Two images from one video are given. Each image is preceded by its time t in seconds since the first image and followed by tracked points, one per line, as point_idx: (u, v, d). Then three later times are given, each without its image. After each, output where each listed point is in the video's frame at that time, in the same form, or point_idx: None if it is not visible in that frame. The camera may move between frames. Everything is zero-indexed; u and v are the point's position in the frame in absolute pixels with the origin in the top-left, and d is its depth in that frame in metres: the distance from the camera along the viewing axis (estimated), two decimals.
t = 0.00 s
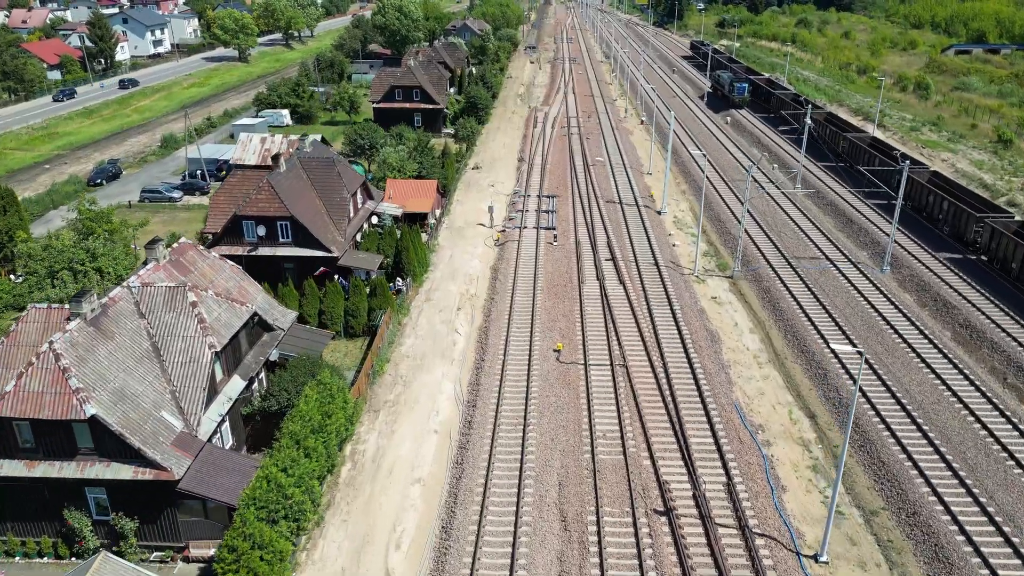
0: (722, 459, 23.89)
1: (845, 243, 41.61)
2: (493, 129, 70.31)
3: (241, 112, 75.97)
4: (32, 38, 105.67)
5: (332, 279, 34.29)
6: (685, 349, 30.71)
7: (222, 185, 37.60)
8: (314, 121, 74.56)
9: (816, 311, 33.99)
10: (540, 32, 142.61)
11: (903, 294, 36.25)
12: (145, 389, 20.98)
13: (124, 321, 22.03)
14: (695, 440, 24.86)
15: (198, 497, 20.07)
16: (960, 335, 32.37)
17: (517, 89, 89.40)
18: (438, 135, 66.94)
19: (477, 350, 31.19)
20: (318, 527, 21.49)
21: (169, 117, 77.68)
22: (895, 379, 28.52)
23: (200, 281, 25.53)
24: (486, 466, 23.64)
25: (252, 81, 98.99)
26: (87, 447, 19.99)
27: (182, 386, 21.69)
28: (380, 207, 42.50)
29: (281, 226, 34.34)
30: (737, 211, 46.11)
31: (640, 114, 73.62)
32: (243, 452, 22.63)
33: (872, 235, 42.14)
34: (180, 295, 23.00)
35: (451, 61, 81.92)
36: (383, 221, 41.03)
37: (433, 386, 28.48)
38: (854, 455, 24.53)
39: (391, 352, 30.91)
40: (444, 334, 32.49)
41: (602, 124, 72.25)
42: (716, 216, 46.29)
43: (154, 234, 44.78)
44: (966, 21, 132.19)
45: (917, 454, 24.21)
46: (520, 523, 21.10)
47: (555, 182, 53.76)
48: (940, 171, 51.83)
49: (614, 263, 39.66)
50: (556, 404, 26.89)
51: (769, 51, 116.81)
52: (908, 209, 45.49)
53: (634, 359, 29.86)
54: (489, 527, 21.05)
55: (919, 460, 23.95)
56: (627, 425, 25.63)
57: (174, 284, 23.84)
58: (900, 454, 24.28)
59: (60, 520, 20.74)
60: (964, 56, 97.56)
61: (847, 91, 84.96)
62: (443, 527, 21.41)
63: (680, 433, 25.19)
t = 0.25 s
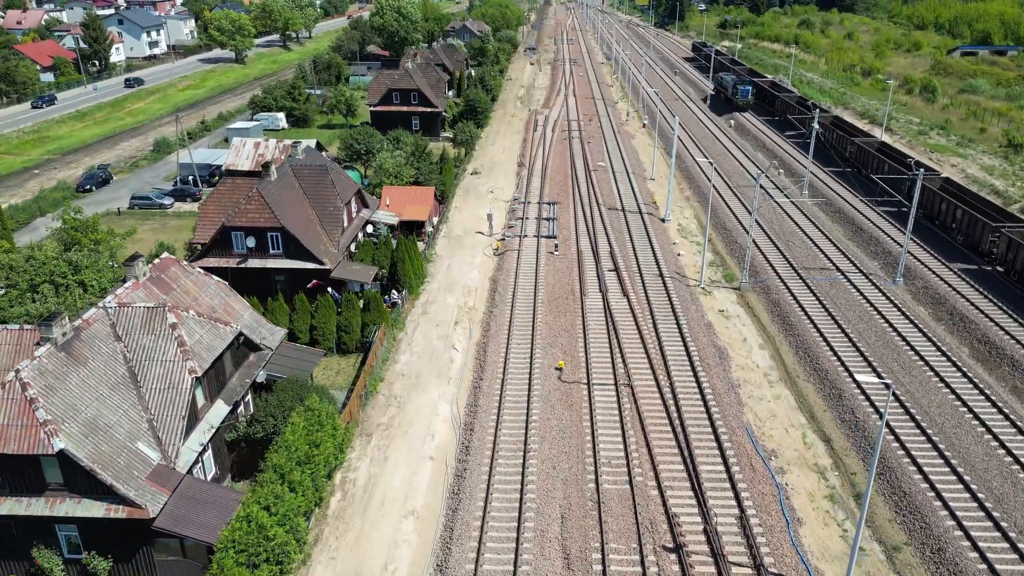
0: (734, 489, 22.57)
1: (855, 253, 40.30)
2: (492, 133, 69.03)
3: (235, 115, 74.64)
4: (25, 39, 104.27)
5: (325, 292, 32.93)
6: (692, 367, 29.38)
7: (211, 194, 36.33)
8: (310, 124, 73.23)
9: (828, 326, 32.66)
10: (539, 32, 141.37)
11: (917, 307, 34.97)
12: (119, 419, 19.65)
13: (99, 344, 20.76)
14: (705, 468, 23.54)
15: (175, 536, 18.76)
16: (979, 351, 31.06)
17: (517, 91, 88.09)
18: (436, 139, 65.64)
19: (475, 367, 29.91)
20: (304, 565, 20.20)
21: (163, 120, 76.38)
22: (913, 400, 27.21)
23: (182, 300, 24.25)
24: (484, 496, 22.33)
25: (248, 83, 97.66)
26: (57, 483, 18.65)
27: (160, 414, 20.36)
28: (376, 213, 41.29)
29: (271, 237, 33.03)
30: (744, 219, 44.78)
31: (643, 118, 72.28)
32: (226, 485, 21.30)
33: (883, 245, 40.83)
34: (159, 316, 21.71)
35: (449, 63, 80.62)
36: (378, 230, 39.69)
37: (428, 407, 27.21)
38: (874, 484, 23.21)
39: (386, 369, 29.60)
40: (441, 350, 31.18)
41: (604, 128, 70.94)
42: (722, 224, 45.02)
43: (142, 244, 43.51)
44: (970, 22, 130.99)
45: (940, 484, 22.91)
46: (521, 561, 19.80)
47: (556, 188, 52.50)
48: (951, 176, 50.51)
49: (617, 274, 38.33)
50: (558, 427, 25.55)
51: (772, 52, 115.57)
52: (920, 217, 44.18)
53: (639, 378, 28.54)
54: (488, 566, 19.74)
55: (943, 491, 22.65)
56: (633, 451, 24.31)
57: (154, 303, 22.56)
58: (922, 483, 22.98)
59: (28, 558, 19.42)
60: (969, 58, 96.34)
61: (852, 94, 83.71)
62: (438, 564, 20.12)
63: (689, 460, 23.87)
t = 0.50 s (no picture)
0: (747, 523, 21.24)
1: (867, 263, 38.97)
2: (492, 137, 67.71)
3: (230, 118, 73.34)
4: (19, 40, 102.91)
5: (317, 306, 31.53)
6: (700, 387, 28.04)
7: (199, 203, 35.09)
8: (306, 128, 71.89)
9: (841, 341, 31.31)
10: (540, 33, 140.03)
11: (932, 321, 33.66)
12: (90, 452, 18.34)
13: (71, 371, 19.47)
14: (716, 499, 22.21)
15: None
16: (999, 369, 29.74)
17: (517, 93, 86.78)
18: (434, 143, 64.35)
19: (473, 386, 28.60)
20: None
21: (156, 123, 75.06)
22: (933, 423, 25.89)
23: (163, 320, 23.00)
24: (482, 531, 21.00)
25: (244, 85, 96.35)
26: (22, 522, 17.35)
27: (135, 445, 19.02)
28: (370, 221, 39.89)
29: (260, 248, 31.69)
30: (751, 227, 43.44)
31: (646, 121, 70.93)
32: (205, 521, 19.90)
33: (894, 255, 39.53)
34: (134, 340, 20.44)
35: (448, 65, 79.31)
36: (374, 240, 38.37)
37: (424, 430, 25.91)
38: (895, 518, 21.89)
39: (379, 389, 28.29)
40: (437, 368, 29.83)
41: (605, 131, 69.64)
42: (728, 232, 43.72)
43: (130, 253, 42.22)
44: (975, 23, 129.72)
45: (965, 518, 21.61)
46: None
47: (557, 195, 51.21)
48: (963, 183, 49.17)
49: (621, 285, 36.99)
50: (560, 453, 24.22)
51: (775, 53, 114.28)
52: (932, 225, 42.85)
53: (645, 399, 27.21)
54: None
55: (969, 526, 21.34)
56: (640, 480, 23.00)
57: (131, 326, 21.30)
58: (947, 517, 21.68)
59: None
60: (976, 59, 95.07)
61: (858, 96, 82.41)
62: None
63: (699, 491, 22.56)
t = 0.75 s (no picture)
0: (763, 561, 19.91)
1: (879, 275, 37.65)
2: (491, 140, 66.40)
3: (225, 121, 72.06)
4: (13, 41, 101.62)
5: (307, 322, 30.21)
6: (709, 408, 26.69)
7: (186, 213, 33.78)
8: (302, 131, 70.60)
9: (855, 358, 30.00)
10: (540, 34, 138.69)
11: (949, 336, 32.34)
12: (56, 491, 17.00)
13: (38, 401, 18.16)
14: (729, 534, 20.89)
15: None
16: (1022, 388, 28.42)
17: (517, 95, 85.50)
18: (432, 147, 63.06)
19: (470, 406, 27.27)
20: None
21: (149, 126, 73.78)
22: (955, 449, 24.59)
23: (141, 342, 21.74)
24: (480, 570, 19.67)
25: (240, 87, 95.04)
26: None
27: (106, 481, 17.71)
28: (367, 230, 38.93)
29: (249, 261, 30.37)
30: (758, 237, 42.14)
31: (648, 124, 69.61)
32: (181, 562, 18.59)
33: (907, 266, 38.24)
34: (106, 366, 19.17)
35: (447, 67, 78.03)
36: (368, 250, 37.05)
37: (418, 455, 24.62)
38: (921, 557, 20.60)
39: (372, 409, 26.99)
40: (433, 387, 28.50)
41: (607, 135, 68.36)
42: (734, 241, 42.42)
43: (117, 263, 40.92)
44: (979, 24, 128.47)
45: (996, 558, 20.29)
46: None
47: (558, 201, 49.92)
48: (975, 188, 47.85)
49: (624, 296, 35.64)
50: (563, 482, 22.89)
51: (778, 55, 113.01)
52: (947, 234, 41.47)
53: (651, 422, 25.88)
54: None
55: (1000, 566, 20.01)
56: (647, 512, 21.72)
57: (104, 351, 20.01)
58: (975, 555, 20.40)
59: None
60: (982, 61, 93.79)
61: (863, 99, 81.13)
62: None
63: (710, 524, 21.26)
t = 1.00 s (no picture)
0: None
1: (891, 287, 36.32)
2: (490, 144, 65.14)
3: (219, 124, 70.83)
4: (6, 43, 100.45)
5: (297, 338, 28.88)
6: (719, 432, 25.38)
7: (173, 224, 32.48)
8: (298, 134, 69.34)
9: (869, 377, 28.68)
10: (540, 35, 137.47)
11: (967, 352, 31.03)
12: (16, 535, 15.59)
13: None
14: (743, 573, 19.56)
15: None
16: None
17: (517, 98, 84.25)
18: (430, 151, 61.80)
19: (467, 429, 25.97)
20: None
21: (143, 129, 72.56)
22: (980, 478, 23.26)
23: (116, 367, 20.49)
24: None
25: (236, 90, 93.79)
26: None
27: (72, 523, 16.29)
28: (362, 239, 37.77)
29: (236, 275, 29.05)
30: (765, 247, 40.87)
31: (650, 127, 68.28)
32: None
33: (920, 277, 36.94)
34: (75, 397, 17.89)
35: (446, 69, 76.78)
36: (362, 261, 35.71)
37: (412, 484, 23.31)
38: None
39: (363, 433, 25.69)
40: (428, 407, 27.18)
41: (608, 138, 67.09)
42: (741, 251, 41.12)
43: (103, 274, 39.67)
44: (984, 25, 127.11)
45: None
46: None
47: (558, 208, 48.63)
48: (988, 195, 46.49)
49: (627, 309, 34.33)
50: (565, 514, 21.57)
51: (781, 56, 111.70)
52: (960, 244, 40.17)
53: (657, 448, 24.55)
54: None
55: None
56: (655, 548, 20.39)
57: (74, 379, 18.75)
58: None
59: None
60: (988, 63, 92.52)
61: (869, 102, 79.84)
62: None
63: (722, 562, 19.93)
